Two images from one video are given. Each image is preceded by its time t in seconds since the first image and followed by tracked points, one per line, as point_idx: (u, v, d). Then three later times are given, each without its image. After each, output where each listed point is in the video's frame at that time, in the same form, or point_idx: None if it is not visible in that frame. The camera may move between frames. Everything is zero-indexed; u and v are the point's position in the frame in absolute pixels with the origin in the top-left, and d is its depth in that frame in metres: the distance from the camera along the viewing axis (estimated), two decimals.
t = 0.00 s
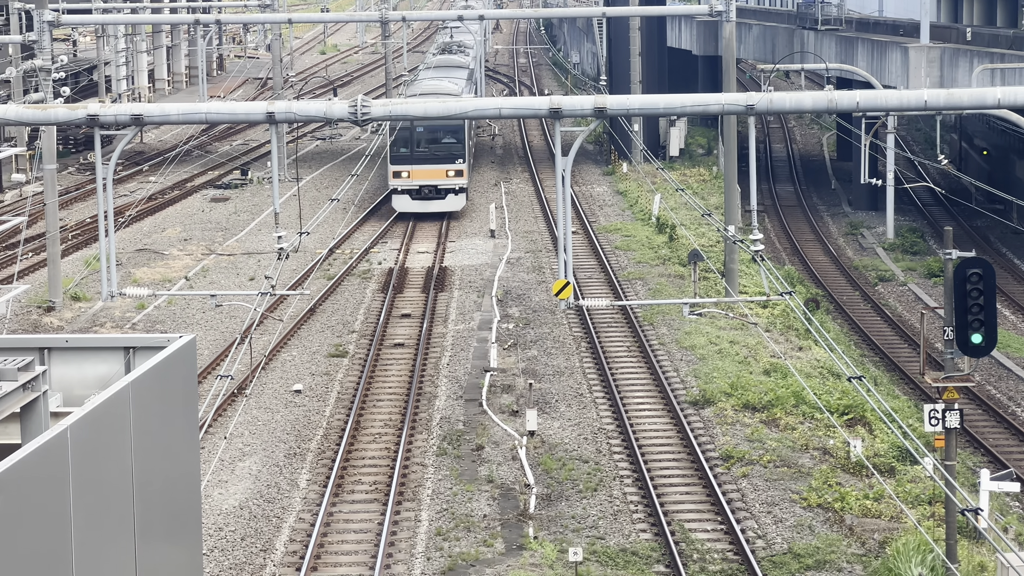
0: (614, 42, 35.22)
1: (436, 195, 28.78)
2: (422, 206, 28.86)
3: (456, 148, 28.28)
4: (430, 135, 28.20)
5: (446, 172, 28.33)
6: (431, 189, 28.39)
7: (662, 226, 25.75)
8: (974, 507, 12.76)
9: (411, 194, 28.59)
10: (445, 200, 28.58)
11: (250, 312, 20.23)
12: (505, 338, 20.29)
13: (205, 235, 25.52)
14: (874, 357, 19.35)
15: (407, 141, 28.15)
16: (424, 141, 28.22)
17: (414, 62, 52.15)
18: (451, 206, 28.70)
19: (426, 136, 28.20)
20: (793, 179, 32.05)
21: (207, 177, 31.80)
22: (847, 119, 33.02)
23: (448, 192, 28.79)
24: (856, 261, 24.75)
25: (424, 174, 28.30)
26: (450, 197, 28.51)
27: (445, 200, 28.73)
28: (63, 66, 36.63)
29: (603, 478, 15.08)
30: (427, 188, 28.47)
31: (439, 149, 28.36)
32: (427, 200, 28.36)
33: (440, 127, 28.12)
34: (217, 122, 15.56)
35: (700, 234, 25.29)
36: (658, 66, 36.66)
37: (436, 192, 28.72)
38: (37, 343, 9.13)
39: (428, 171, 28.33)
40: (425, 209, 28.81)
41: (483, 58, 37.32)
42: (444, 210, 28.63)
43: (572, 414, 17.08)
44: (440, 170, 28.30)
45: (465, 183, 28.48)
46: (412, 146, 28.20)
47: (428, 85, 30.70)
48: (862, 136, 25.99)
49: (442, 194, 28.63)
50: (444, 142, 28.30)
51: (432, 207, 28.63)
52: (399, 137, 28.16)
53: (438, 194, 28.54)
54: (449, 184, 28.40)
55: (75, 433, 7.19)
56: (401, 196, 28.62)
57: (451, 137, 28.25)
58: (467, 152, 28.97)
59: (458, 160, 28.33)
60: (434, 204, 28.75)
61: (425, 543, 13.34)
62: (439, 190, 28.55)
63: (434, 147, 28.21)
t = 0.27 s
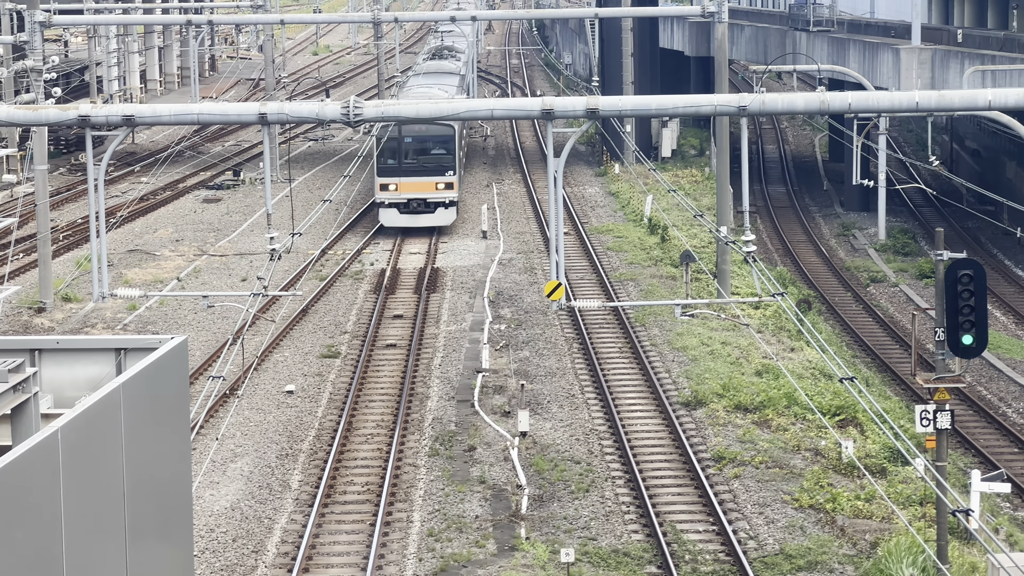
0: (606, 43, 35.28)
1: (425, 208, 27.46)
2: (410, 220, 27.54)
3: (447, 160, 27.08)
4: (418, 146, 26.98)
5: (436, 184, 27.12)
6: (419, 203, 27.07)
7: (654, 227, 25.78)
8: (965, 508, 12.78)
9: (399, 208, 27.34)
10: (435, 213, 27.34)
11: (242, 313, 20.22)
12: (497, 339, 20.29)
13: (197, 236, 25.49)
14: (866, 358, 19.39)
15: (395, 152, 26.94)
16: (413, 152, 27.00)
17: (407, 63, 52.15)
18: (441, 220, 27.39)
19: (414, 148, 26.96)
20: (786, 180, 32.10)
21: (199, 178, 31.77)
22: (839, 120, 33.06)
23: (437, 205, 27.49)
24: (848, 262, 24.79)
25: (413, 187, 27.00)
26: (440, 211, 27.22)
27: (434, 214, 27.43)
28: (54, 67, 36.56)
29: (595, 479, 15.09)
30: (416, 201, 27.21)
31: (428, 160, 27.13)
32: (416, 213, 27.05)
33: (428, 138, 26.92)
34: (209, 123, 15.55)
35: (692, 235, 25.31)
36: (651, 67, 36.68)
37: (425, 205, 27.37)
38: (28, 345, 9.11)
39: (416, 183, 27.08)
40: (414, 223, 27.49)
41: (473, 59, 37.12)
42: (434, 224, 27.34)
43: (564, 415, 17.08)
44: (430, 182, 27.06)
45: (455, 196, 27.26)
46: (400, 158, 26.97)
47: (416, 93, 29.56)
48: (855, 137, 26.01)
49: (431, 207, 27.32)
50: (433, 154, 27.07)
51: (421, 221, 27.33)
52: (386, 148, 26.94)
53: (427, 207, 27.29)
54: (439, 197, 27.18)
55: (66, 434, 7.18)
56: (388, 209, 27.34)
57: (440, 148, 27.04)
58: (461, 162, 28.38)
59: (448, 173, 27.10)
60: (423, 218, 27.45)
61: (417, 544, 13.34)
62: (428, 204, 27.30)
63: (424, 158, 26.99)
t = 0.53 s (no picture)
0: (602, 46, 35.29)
1: (416, 226, 26.21)
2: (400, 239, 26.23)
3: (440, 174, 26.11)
4: (409, 159, 25.99)
5: (428, 201, 25.99)
6: (411, 219, 25.83)
7: (649, 230, 25.77)
8: (960, 511, 12.77)
9: (388, 225, 26.08)
10: (426, 231, 26.09)
11: (237, 316, 20.18)
12: (492, 342, 20.27)
13: (191, 239, 25.45)
14: (861, 361, 19.39)
15: (386, 166, 25.95)
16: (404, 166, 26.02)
17: (401, 65, 52.15)
18: (433, 238, 26.11)
19: (405, 161, 25.96)
20: (781, 183, 32.10)
21: (193, 181, 31.71)
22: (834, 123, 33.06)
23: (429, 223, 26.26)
24: (844, 265, 24.79)
25: (403, 202, 25.81)
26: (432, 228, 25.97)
27: (425, 232, 26.19)
28: (49, 70, 36.52)
29: (590, 482, 15.07)
30: (406, 218, 26.01)
31: (419, 175, 26.14)
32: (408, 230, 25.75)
33: (420, 151, 25.96)
34: (203, 125, 15.52)
35: (687, 238, 25.30)
36: (647, 69, 36.69)
37: (416, 223, 26.13)
38: (22, 348, 9.07)
39: (407, 199, 25.94)
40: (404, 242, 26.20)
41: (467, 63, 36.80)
42: (425, 242, 26.05)
43: (559, 418, 17.06)
44: (421, 198, 25.96)
45: (448, 213, 26.12)
46: (391, 172, 25.96)
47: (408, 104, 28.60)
48: (850, 140, 26.02)
49: (423, 224, 26.06)
50: (425, 167, 26.10)
51: (412, 239, 26.04)
52: (376, 162, 25.95)
53: (418, 224, 26.03)
54: (431, 214, 26.00)
55: (60, 438, 7.15)
56: (377, 227, 26.08)
57: (432, 162, 26.09)
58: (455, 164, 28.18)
59: (441, 188, 26.05)
60: (413, 236, 26.17)
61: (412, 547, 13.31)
62: (419, 221, 26.10)
63: (416, 172, 26.00)
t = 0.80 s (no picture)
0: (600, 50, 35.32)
1: (410, 244, 24.65)
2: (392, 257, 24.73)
3: (436, 191, 24.24)
4: (402, 175, 24.12)
5: (422, 219, 24.29)
6: (404, 240, 24.24)
7: (647, 234, 25.77)
8: (958, 515, 12.77)
9: (381, 245, 24.50)
10: (421, 251, 24.57)
11: (235, 319, 20.18)
12: (490, 346, 20.27)
13: (189, 243, 25.45)
14: (859, 365, 19.39)
15: (377, 183, 24.06)
16: (396, 183, 24.11)
17: (399, 69, 52.17)
18: (428, 258, 24.63)
19: (398, 177, 24.10)
20: (778, 186, 32.11)
21: (191, 185, 31.71)
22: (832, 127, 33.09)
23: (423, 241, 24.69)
24: (841, 268, 24.80)
25: (396, 221, 24.17)
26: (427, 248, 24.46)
27: (420, 250, 24.69)
28: (46, 74, 36.51)
29: (588, 486, 15.07)
30: (399, 238, 24.38)
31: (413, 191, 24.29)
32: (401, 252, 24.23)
33: (414, 166, 24.09)
34: (201, 129, 15.51)
35: (684, 241, 25.32)
36: (644, 73, 36.71)
37: (410, 242, 24.56)
38: (20, 352, 9.06)
39: (400, 217, 24.22)
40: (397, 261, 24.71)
41: (466, 71, 36.23)
42: (420, 262, 24.59)
43: (557, 422, 17.07)
44: (415, 216, 24.24)
45: (443, 232, 24.49)
46: (383, 189, 24.11)
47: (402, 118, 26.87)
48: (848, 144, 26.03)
49: (417, 243, 24.49)
50: (419, 184, 24.18)
51: (405, 260, 24.56)
52: (366, 178, 24.06)
53: (412, 244, 24.47)
54: (425, 233, 24.34)
55: (58, 442, 7.14)
56: (369, 247, 24.49)
57: (427, 177, 24.16)
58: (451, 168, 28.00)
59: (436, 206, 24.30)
60: (407, 255, 24.68)
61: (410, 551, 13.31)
62: (413, 240, 24.50)
63: (410, 189, 24.13)
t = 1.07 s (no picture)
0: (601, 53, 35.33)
1: (407, 264, 23.35)
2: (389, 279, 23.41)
3: (435, 210, 22.99)
4: (399, 192, 22.88)
5: (420, 238, 23.00)
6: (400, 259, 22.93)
7: (648, 237, 25.77)
8: (960, 518, 12.76)
9: (376, 265, 23.20)
10: (418, 272, 23.26)
11: (236, 322, 20.19)
12: (491, 349, 20.27)
13: (190, 246, 25.46)
14: (860, 367, 19.39)
15: (372, 200, 22.82)
16: (392, 200, 22.86)
17: (400, 72, 52.19)
18: (426, 279, 23.30)
19: (394, 194, 22.85)
20: (779, 189, 32.12)
21: (192, 188, 31.73)
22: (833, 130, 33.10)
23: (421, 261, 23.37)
24: (842, 271, 24.80)
25: (392, 241, 22.88)
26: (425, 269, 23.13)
27: (418, 271, 23.37)
28: (47, 77, 36.53)
29: (589, 489, 15.07)
30: (396, 257, 23.10)
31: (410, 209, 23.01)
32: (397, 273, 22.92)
33: (410, 183, 22.87)
34: (202, 132, 15.52)
35: (686, 244, 25.32)
36: (645, 76, 36.72)
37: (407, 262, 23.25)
38: (22, 356, 9.07)
39: (397, 236, 22.92)
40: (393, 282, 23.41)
41: (468, 74, 35.46)
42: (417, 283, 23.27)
43: (558, 425, 17.07)
44: (413, 235, 22.97)
45: (443, 251, 23.19)
46: (379, 207, 22.85)
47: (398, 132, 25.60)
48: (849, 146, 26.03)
49: (415, 263, 23.18)
50: (416, 202, 22.94)
51: (403, 281, 23.25)
52: (361, 195, 22.81)
53: (409, 265, 23.18)
54: (423, 253, 23.05)
55: (60, 446, 7.15)
56: (364, 267, 23.17)
57: (424, 195, 22.95)
58: (451, 171, 27.84)
59: (434, 224, 23.03)
60: (404, 276, 23.36)
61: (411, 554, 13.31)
62: (410, 260, 23.20)
63: (407, 207, 22.88)
